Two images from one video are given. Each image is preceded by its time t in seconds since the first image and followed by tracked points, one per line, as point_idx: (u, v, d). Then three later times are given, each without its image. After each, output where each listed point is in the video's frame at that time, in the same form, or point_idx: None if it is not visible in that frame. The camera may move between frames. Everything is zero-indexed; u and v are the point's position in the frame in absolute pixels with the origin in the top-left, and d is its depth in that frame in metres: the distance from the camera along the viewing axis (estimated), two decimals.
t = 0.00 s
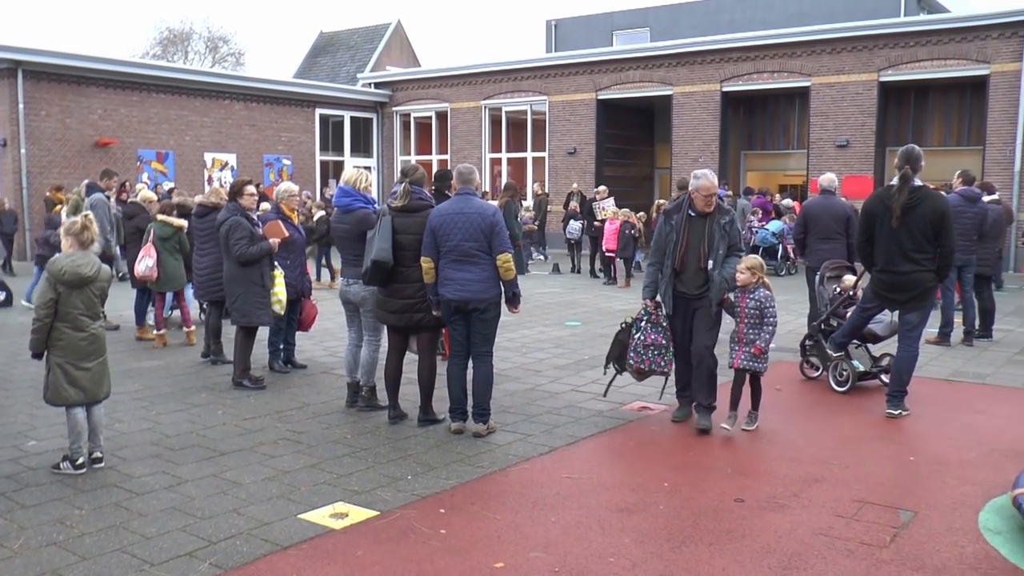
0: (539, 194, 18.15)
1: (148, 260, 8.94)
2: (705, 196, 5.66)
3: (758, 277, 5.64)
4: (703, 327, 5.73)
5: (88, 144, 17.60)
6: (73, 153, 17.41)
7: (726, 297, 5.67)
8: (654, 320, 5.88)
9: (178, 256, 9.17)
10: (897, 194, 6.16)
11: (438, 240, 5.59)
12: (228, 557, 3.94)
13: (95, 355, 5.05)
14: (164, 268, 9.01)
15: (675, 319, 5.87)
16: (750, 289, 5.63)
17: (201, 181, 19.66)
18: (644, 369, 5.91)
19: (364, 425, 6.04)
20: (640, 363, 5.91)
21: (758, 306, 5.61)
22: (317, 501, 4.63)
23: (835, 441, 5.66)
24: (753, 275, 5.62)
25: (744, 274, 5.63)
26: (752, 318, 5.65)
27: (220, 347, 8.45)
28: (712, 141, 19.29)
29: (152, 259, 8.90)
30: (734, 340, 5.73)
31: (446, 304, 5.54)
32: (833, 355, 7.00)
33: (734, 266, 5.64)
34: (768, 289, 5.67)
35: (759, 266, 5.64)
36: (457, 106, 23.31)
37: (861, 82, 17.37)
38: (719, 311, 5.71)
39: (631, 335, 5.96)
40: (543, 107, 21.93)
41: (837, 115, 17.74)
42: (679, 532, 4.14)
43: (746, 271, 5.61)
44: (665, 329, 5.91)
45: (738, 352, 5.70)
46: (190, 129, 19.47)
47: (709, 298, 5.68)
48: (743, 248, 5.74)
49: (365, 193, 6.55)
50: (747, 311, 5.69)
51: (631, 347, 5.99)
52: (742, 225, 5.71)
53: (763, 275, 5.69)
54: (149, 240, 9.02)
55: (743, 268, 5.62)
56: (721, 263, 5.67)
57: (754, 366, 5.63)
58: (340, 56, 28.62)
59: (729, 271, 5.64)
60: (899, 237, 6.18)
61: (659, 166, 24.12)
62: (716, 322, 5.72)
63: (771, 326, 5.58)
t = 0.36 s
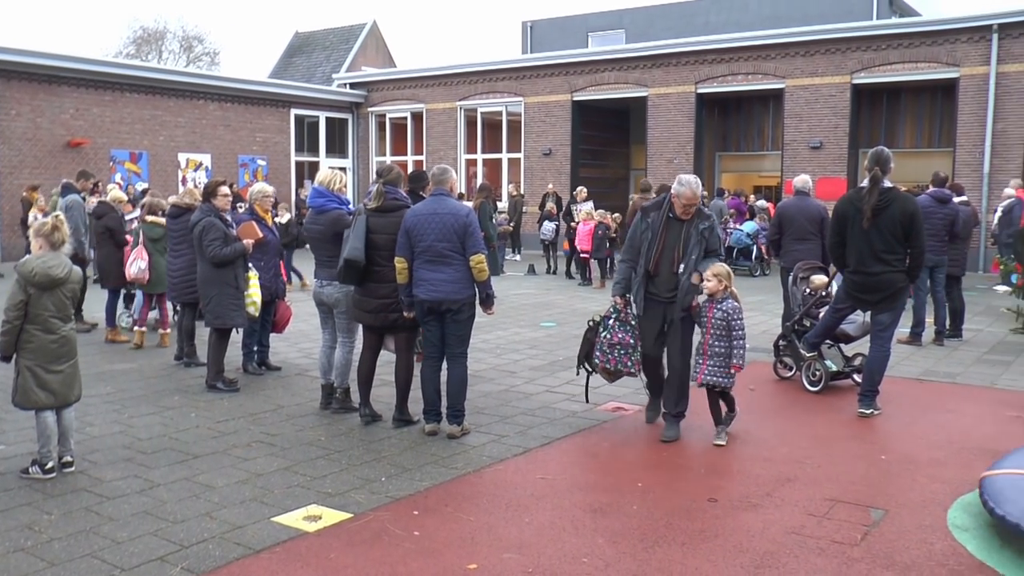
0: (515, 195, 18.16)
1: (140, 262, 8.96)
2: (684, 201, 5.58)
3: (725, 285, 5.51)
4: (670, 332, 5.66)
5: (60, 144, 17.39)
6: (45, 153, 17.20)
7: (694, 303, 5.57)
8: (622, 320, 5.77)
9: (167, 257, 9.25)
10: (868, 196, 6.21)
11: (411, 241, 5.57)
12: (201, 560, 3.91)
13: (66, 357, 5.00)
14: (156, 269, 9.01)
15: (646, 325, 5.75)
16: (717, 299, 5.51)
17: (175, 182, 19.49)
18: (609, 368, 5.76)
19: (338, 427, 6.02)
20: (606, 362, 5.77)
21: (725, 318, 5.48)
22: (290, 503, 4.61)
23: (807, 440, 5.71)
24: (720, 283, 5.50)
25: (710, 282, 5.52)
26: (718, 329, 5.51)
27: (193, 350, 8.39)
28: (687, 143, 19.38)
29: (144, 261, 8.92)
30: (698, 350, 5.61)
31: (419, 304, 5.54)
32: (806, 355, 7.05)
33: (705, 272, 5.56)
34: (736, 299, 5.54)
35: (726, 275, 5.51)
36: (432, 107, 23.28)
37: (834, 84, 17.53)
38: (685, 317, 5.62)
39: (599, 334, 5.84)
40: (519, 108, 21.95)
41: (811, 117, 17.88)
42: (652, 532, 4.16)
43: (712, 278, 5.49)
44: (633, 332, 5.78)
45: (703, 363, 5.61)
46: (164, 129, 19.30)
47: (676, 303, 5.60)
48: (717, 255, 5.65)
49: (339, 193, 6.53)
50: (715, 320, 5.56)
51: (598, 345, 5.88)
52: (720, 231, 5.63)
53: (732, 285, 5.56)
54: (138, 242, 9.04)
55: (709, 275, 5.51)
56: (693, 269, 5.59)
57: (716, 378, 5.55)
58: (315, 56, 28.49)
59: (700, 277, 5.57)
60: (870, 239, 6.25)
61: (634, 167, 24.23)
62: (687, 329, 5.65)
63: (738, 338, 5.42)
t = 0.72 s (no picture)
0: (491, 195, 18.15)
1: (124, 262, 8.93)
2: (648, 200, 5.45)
3: (693, 290, 5.27)
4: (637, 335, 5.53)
5: (31, 143, 17.18)
6: (15, 152, 16.98)
7: (660, 306, 5.44)
8: (587, 322, 5.63)
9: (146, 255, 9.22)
10: (839, 196, 6.27)
11: (385, 240, 5.58)
12: (173, 563, 3.88)
13: (36, 360, 4.94)
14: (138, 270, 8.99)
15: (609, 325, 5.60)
16: (684, 304, 5.27)
17: (148, 181, 19.31)
18: (563, 368, 5.58)
19: (312, 428, 5.99)
20: (560, 360, 5.60)
21: (689, 325, 5.23)
22: (264, 505, 4.59)
23: (780, 439, 5.76)
24: (687, 288, 5.27)
25: (677, 286, 5.29)
26: (683, 336, 5.28)
27: (167, 351, 8.31)
28: (662, 143, 19.47)
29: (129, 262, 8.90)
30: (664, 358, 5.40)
31: (392, 304, 5.54)
32: (780, 354, 7.10)
33: (668, 273, 5.40)
34: (703, 305, 5.26)
35: (694, 279, 5.28)
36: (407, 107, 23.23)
37: (808, 85, 17.67)
38: (652, 321, 5.47)
39: (558, 334, 5.72)
40: (494, 108, 21.95)
41: (785, 118, 18.01)
42: (625, 531, 4.17)
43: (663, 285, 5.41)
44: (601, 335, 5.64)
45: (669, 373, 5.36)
46: (137, 128, 19.14)
47: (641, 306, 5.46)
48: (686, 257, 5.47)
49: (313, 193, 6.51)
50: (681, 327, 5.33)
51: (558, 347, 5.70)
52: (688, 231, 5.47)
53: (701, 290, 5.30)
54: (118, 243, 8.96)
55: (676, 279, 5.29)
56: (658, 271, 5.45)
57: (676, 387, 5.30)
58: (290, 55, 28.33)
59: (664, 278, 5.42)
60: (841, 238, 6.30)
61: (610, 167, 24.31)
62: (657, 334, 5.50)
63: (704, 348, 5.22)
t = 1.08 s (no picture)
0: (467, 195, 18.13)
1: (94, 264, 8.85)
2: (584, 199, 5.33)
3: (656, 290, 5.15)
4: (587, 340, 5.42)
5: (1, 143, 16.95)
6: None
7: (610, 306, 5.29)
8: (541, 336, 5.57)
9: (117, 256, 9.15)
10: (811, 197, 6.35)
11: (359, 240, 5.60)
12: (145, 566, 3.85)
13: (5, 362, 4.87)
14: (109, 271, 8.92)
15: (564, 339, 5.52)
16: (648, 304, 5.16)
17: (120, 182, 19.12)
18: (522, 387, 5.56)
19: (286, 429, 5.97)
20: (519, 380, 5.57)
21: (651, 322, 5.14)
22: (238, 507, 4.56)
23: (754, 437, 5.80)
24: (649, 288, 5.14)
25: (640, 287, 5.16)
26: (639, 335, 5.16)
27: (140, 352, 8.24)
28: (636, 143, 19.55)
29: (99, 263, 8.83)
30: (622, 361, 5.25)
31: (365, 304, 5.57)
32: (753, 353, 7.14)
33: (616, 272, 5.24)
34: (668, 306, 5.18)
35: (656, 280, 5.13)
36: (382, 107, 23.18)
37: (781, 86, 17.81)
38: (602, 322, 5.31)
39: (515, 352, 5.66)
40: (469, 108, 21.94)
41: (759, 119, 18.13)
42: (599, 530, 4.19)
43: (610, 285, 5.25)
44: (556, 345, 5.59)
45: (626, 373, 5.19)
46: (110, 128, 18.96)
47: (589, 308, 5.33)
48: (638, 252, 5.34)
49: (286, 193, 6.48)
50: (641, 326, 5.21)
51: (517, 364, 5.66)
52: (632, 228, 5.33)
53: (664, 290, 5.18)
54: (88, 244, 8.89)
55: (636, 280, 5.16)
56: (604, 272, 5.31)
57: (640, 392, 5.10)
58: (265, 54, 28.17)
59: (611, 277, 5.27)
60: (814, 238, 6.36)
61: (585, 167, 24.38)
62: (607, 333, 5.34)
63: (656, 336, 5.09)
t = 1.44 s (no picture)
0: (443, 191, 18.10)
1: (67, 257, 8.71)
2: (520, 191, 5.25)
3: (596, 293, 4.94)
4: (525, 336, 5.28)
5: None
6: None
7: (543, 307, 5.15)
8: (491, 332, 5.56)
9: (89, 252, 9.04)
10: (784, 193, 6.40)
11: (335, 236, 5.57)
12: (118, 565, 3.82)
13: None
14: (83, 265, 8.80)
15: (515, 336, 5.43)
16: (585, 307, 4.93)
17: (94, 177, 18.91)
18: (469, 382, 5.58)
19: (261, 425, 5.95)
20: (466, 375, 5.60)
21: (592, 325, 4.90)
22: (212, 504, 4.54)
23: (728, 431, 5.85)
24: (589, 291, 4.93)
25: (578, 290, 4.95)
26: (585, 339, 4.92)
27: (114, 349, 8.16)
28: (613, 139, 19.59)
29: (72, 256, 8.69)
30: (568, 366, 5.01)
31: (341, 300, 5.56)
32: (729, 348, 7.19)
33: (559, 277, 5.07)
34: (607, 307, 4.94)
35: (595, 282, 4.93)
36: (359, 102, 23.08)
37: (757, 83, 17.91)
38: (537, 320, 5.20)
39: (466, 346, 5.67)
40: (445, 103, 21.90)
41: (735, 115, 18.22)
42: (574, 525, 4.21)
43: (553, 299, 5.08)
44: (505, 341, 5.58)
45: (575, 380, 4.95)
46: (83, 122, 18.75)
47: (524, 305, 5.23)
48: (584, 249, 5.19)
49: (261, 188, 6.46)
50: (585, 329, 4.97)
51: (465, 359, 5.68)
52: (571, 221, 5.20)
53: (603, 292, 4.96)
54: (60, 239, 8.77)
55: (576, 282, 4.96)
56: (542, 267, 5.23)
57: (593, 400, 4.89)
58: (240, 49, 27.97)
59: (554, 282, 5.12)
60: (788, 234, 6.41)
61: (561, 163, 24.41)
62: (541, 332, 5.23)
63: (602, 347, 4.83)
